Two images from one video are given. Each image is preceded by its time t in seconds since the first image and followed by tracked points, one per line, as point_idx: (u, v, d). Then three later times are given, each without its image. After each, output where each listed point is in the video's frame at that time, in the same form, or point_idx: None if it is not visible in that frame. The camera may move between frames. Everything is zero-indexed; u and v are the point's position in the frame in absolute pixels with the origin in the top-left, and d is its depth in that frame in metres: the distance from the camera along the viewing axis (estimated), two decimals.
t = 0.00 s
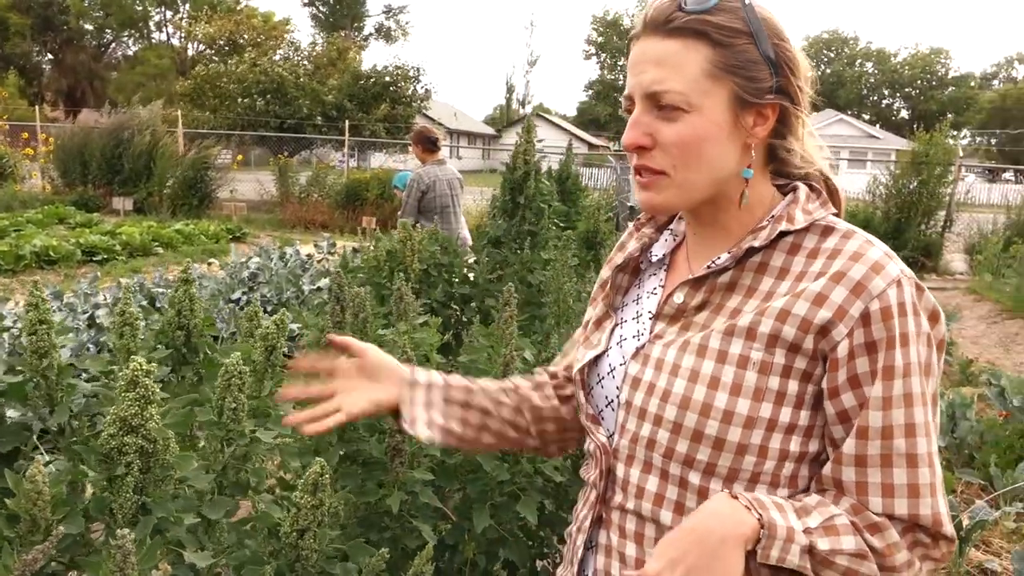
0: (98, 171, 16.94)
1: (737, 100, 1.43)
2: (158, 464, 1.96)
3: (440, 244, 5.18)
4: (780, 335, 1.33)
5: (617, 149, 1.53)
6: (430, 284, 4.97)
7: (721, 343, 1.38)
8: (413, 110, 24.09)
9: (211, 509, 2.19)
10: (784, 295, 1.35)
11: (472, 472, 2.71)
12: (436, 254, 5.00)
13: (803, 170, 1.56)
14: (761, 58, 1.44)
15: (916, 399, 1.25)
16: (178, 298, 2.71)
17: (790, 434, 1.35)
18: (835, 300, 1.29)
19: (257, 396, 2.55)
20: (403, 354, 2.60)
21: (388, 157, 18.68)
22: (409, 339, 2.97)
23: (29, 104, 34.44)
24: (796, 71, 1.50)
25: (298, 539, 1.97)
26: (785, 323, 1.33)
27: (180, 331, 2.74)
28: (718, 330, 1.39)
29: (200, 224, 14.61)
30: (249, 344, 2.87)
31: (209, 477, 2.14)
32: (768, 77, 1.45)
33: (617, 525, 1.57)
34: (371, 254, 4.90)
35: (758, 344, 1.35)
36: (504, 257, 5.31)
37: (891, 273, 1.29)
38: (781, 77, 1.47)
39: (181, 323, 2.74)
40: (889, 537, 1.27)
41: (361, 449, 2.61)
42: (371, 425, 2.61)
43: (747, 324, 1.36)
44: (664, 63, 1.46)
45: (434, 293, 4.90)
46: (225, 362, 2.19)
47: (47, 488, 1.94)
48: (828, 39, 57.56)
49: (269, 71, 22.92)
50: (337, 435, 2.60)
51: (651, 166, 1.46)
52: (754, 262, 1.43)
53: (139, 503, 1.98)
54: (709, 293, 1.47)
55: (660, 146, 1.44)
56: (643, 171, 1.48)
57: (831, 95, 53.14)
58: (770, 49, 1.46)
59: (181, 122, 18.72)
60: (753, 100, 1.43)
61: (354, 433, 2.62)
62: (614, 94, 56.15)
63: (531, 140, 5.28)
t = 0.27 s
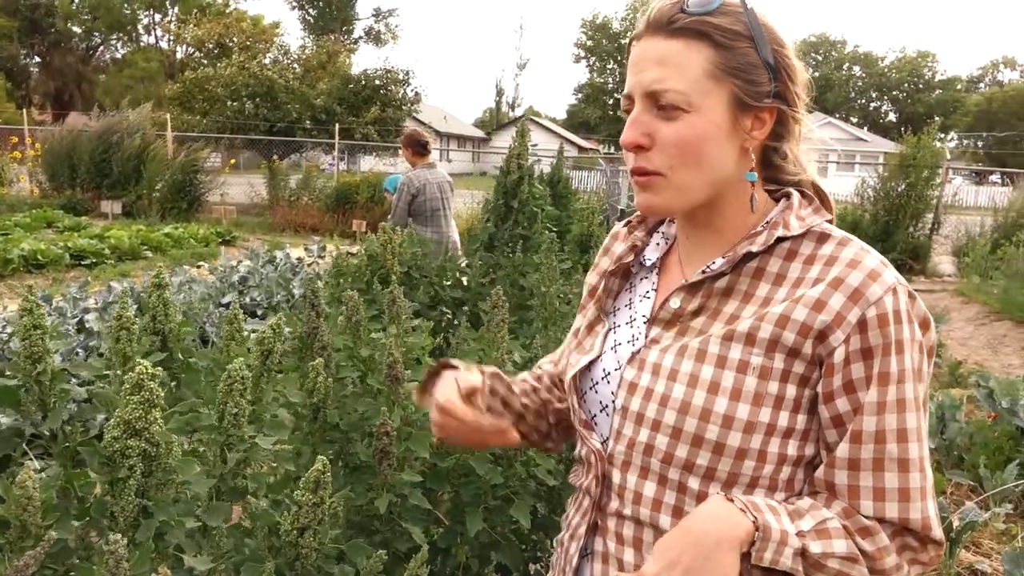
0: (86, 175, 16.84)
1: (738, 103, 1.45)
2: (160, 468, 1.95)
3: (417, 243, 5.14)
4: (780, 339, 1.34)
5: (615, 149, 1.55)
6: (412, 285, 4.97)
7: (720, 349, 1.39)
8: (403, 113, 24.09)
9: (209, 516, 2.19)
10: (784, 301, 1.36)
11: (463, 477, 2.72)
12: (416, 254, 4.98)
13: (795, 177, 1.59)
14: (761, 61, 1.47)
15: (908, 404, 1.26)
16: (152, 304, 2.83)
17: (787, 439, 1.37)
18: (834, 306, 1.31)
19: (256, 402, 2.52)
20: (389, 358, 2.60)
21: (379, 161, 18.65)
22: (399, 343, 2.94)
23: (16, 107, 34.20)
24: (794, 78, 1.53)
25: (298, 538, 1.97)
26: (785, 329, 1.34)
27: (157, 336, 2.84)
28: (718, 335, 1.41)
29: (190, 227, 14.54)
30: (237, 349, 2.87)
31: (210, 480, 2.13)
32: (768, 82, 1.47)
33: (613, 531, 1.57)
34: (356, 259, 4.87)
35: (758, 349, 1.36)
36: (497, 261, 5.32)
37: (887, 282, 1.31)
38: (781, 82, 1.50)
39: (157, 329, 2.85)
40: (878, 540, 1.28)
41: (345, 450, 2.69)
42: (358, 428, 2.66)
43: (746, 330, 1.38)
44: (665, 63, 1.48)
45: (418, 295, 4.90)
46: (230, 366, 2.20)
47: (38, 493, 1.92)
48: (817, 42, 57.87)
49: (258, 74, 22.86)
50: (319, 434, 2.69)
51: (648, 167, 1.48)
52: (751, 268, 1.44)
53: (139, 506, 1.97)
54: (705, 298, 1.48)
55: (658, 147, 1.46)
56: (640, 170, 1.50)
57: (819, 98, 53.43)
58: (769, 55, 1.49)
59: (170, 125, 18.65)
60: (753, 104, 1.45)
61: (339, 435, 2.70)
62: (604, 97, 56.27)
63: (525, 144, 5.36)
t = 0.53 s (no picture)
0: (82, 182, 16.81)
1: (738, 114, 1.48)
2: (154, 472, 1.96)
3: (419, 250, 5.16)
4: (787, 346, 1.37)
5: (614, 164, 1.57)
6: (415, 293, 5.02)
7: (726, 357, 1.41)
8: (400, 119, 24.12)
9: (200, 523, 2.18)
10: (789, 307, 1.38)
11: (460, 484, 2.73)
12: (420, 263, 5.02)
13: (786, 185, 1.63)
14: (757, 71, 1.50)
15: (916, 402, 1.31)
16: (146, 311, 2.78)
17: (795, 443, 1.41)
18: (838, 309, 1.34)
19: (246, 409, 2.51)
20: (391, 367, 2.61)
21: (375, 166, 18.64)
22: (395, 351, 3.00)
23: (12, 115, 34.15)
24: (787, 88, 1.57)
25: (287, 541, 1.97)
26: (791, 335, 1.36)
27: (151, 345, 2.79)
28: (722, 344, 1.42)
29: (185, 234, 14.51)
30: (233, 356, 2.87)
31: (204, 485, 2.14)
32: (765, 93, 1.50)
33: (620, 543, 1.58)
34: (356, 265, 4.88)
35: (765, 356, 1.38)
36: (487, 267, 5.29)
37: (886, 283, 1.35)
38: (775, 93, 1.54)
39: (151, 337, 2.79)
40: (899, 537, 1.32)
41: (335, 455, 2.73)
42: (350, 435, 2.71)
43: (753, 338, 1.39)
44: (665, 76, 1.50)
45: (420, 302, 4.95)
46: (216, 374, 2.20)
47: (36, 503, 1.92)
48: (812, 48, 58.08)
49: (254, 81, 22.86)
50: (306, 442, 2.69)
51: (649, 180, 1.50)
52: (752, 274, 1.46)
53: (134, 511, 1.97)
54: (708, 307, 1.50)
55: (660, 159, 1.48)
56: (640, 183, 1.52)
57: (815, 104, 53.59)
58: (765, 69, 1.53)
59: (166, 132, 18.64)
60: (753, 115, 1.48)
61: (327, 443, 2.73)
62: (600, 104, 56.39)
63: (509, 148, 5.33)
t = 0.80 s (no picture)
0: (83, 185, 16.82)
1: (741, 112, 1.49)
2: (147, 479, 1.97)
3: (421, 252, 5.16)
4: (800, 351, 1.38)
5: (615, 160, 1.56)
6: (416, 296, 5.04)
7: (738, 363, 1.42)
8: (400, 122, 24.18)
9: (195, 528, 2.17)
10: (799, 310, 1.40)
11: (464, 487, 2.75)
12: (421, 266, 5.05)
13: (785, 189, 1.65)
14: (761, 70, 1.52)
15: (925, 401, 1.34)
16: (169, 313, 2.77)
17: (807, 447, 1.42)
18: (849, 311, 1.36)
19: (246, 413, 2.55)
20: (395, 371, 2.66)
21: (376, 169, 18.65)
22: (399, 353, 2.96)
23: (13, 118, 34.20)
24: (790, 89, 1.59)
25: (285, 555, 1.95)
26: (804, 339, 1.38)
27: (173, 347, 2.80)
28: (734, 351, 1.43)
29: (186, 238, 14.52)
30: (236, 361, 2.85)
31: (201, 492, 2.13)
32: (768, 93, 1.52)
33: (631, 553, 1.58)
34: (357, 268, 4.87)
35: (777, 362, 1.40)
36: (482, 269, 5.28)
37: (893, 284, 1.38)
38: (779, 94, 1.56)
39: (174, 340, 2.80)
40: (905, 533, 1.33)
41: (346, 463, 2.68)
42: (361, 440, 2.71)
43: (765, 343, 1.40)
44: (668, 72, 1.51)
45: (422, 305, 4.98)
46: (207, 377, 2.26)
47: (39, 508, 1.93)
48: (812, 51, 58.18)
49: (255, 85, 22.90)
50: (318, 450, 2.67)
51: (650, 176, 1.50)
52: (760, 279, 1.48)
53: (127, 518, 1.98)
54: (715, 312, 1.50)
55: (661, 154, 1.48)
56: (640, 179, 1.52)
57: (815, 106, 53.65)
58: (768, 68, 1.54)
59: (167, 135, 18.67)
60: (755, 114, 1.50)
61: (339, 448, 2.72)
62: (600, 106, 56.50)
63: (499, 150, 5.31)
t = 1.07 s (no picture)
0: (88, 190, 16.86)
1: (739, 119, 1.50)
2: (151, 489, 1.96)
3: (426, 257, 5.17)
4: (801, 359, 1.41)
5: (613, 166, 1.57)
6: (420, 300, 5.07)
7: (739, 371, 1.45)
8: (404, 127, 24.23)
9: (207, 533, 2.21)
10: (800, 319, 1.43)
11: (468, 492, 2.75)
12: (425, 270, 5.06)
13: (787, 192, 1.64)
14: (759, 76, 1.52)
15: (921, 407, 1.38)
16: (187, 318, 2.79)
17: (809, 452, 1.45)
18: (852, 319, 1.39)
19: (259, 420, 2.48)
20: (400, 373, 2.68)
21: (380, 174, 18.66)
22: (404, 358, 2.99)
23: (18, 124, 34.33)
24: (790, 93, 1.59)
25: (299, 564, 1.93)
26: (805, 347, 1.41)
27: (189, 352, 2.81)
28: (735, 359, 1.45)
29: (191, 242, 14.54)
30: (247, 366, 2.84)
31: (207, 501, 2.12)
32: (766, 99, 1.53)
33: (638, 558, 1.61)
34: (361, 272, 4.88)
35: (779, 369, 1.42)
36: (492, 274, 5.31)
37: (895, 290, 1.41)
38: (778, 99, 1.56)
39: (190, 344, 2.81)
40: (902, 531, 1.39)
41: (352, 468, 2.67)
42: (367, 446, 2.73)
43: (766, 350, 1.43)
44: (666, 77, 1.51)
45: (427, 310, 5.00)
46: (225, 386, 2.20)
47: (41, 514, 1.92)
48: (815, 55, 58.16)
49: (259, 90, 22.94)
50: (329, 457, 2.64)
51: (647, 182, 1.50)
52: (762, 286, 1.50)
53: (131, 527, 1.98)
54: (716, 319, 1.53)
55: (658, 161, 1.49)
56: (638, 186, 1.53)
57: (819, 110, 53.62)
58: (767, 73, 1.54)
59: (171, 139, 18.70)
60: (753, 121, 1.51)
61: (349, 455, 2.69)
62: (603, 110, 56.55)
63: (512, 154, 5.34)
